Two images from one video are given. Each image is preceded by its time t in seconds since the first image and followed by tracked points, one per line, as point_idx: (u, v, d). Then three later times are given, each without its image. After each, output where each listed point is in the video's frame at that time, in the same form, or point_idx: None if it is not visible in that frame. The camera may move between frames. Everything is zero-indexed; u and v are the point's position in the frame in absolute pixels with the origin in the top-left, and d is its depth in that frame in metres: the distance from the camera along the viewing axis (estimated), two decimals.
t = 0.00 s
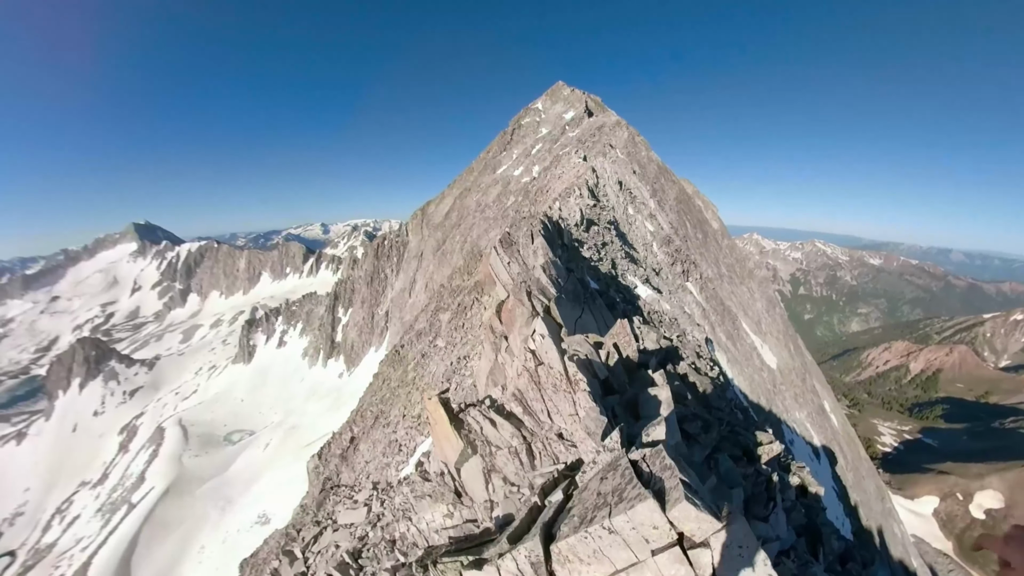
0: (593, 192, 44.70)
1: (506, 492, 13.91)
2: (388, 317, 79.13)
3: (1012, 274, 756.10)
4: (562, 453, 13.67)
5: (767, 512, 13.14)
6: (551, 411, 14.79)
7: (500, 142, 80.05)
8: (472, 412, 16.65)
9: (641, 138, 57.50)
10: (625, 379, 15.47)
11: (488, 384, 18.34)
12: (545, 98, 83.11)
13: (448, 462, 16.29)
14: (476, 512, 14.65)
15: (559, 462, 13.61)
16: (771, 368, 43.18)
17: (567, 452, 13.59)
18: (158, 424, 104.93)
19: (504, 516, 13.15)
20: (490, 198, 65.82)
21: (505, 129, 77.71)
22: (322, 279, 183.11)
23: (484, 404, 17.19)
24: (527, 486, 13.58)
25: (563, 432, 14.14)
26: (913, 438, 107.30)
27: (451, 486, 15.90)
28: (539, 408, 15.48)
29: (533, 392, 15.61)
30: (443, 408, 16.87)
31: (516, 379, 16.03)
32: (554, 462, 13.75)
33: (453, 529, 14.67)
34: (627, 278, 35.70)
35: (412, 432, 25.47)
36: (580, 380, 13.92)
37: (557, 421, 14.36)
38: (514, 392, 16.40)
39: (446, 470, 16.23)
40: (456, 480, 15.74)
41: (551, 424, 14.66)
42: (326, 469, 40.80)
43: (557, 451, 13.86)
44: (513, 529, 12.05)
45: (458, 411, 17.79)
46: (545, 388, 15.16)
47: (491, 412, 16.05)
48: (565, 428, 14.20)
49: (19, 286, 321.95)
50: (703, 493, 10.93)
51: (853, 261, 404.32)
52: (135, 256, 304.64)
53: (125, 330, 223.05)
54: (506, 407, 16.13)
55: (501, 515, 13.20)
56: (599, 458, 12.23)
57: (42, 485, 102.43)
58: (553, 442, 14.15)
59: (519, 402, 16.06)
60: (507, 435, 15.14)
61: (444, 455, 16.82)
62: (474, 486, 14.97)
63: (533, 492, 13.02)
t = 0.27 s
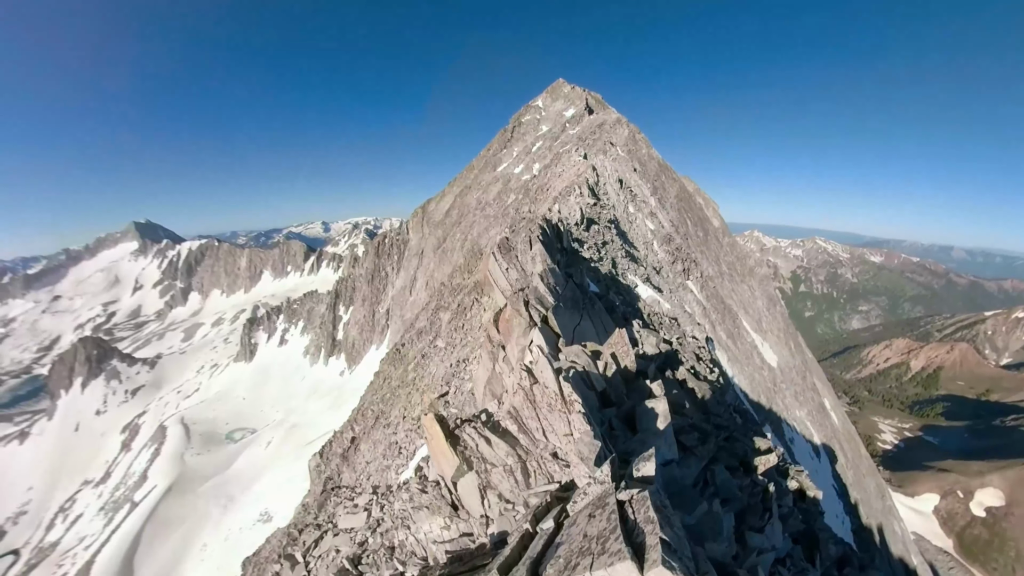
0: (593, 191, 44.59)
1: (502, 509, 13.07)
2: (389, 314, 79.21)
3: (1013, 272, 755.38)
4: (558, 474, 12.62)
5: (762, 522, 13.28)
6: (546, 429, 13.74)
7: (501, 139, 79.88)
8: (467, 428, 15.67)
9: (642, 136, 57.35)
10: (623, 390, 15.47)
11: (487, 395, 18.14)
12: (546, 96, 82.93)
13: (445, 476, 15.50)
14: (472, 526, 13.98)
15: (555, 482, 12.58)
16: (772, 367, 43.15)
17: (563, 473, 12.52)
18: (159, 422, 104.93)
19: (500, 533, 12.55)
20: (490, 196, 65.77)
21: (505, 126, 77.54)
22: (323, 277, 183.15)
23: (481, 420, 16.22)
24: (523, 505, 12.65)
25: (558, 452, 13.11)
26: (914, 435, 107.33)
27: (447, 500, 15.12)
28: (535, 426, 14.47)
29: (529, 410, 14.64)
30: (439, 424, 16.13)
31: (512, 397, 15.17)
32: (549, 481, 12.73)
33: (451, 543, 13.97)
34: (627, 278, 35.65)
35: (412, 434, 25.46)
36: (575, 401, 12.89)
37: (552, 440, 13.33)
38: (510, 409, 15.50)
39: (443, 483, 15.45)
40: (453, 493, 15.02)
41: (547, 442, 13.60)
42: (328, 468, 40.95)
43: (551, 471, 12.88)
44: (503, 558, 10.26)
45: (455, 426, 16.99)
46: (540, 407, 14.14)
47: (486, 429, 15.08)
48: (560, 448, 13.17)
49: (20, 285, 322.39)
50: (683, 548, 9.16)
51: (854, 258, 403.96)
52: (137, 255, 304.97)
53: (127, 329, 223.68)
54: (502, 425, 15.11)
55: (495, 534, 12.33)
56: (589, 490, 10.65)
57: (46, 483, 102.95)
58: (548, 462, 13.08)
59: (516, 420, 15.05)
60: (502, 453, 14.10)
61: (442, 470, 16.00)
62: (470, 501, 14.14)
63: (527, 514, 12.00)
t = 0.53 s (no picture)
0: (594, 190, 44.48)
1: (494, 516, 12.65)
2: (390, 313, 79.19)
3: (1014, 270, 754.08)
4: (549, 481, 12.17)
5: (759, 527, 13.22)
6: (539, 436, 13.28)
7: (501, 138, 79.71)
8: (459, 434, 15.28)
9: (642, 134, 57.20)
10: (620, 395, 15.40)
11: (483, 399, 17.97)
12: (547, 94, 82.73)
13: (439, 481, 15.18)
14: (465, 531, 13.64)
15: (548, 489, 12.05)
16: (772, 366, 43.07)
17: (554, 481, 12.06)
18: (161, 421, 105.03)
19: (491, 539, 12.01)
20: (491, 195, 65.68)
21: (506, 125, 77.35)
22: (324, 276, 183.08)
23: (475, 426, 15.82)
24: (514, 512, 12.18)
25: (551, 459, 12.60)
26: (915, 433, 107.17)
27: (441, 505, 14.83)
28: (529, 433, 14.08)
29: (522, 417, 14.24)
30: (433, 430, 15.89)
31: (504, 403, 14.74)
32: (541, 488, 12.26)
33: (444, 548, 13.69)
34: (627, 278, 35.60)
35: (411, 435, 25.43)
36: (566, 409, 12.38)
37: (544, 447, 12.83)
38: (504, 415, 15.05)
39: (437, 488, 15.13)
40: (448, 498, 14.72)
41: (540, 449, 13.14)
42: (329, 467, 40.96)
43: (544, 478, 12.31)
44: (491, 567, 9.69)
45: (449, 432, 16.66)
46: (533, 414, 13.70)
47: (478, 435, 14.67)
48: (553, 455, 12.65)
49: (22, 285, 322.98)
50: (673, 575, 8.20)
51: (856, 256, 403.13)
52: (138, 254, 305.17)
53: (129, 328, 224.03)
54: (496, 431, 14.70)
55: (486, 541, 11.95)
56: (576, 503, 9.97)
57: (48, 483, 103.37)
58: (540, 469, 12.59)
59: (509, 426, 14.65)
60: (494, 460, 13.66)
61: (436, 475, 15.70)
62: (463, 506, 13.79)
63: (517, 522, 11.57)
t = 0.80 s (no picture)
0: (595, 190, 44.29)
1: (488, 519, 12.31)
2: (391, 313, 79.05)
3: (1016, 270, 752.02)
4: (545, 482, 11.80)
5: (762, 530, 13.01)
6: (535, 436, 12.94)
7: (503, 138, 79.54)
8: (454, 434, 14.98)
9: (644, 134, 56.98)
10: (619, 394, 15.18)
11: (481, 398, 17.75)
12: (548, 94, 82.51)
13: (435, 482, 14.86)
14: (460, 533, 13.31)
15: (544, 491, 11.70)
16: (774, 366, 42.82)
17: (550, 482, 11.70)
18: (163, 421, 105.01)
19: (486, 544, 11.62)
20: (493, 195, 65.50)
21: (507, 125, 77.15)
22: (325, 276, 182.96)
23: (471, 426, 15.49)
24: (509, 514, 11.85)
25: (547, 459, 12.23)
26: (917, 434, 106.75)
27: (437, 506, 14.53)
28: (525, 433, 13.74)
29: (518, 416, 13.87)
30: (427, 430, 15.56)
31: (499, 403, 14.38)
32: (537, 490, 11.89)
33: (439, 551, 13.39)
34: (629, 277, 35.42)
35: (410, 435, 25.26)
36: (563, 409, 12.08)
37: (541, 447, 12.49)
38: (499, 415, 14.70)
39: (433, 489, 14.81)
40: (444, 499, 14.43)
41: (536, 450, 12.81)
42: (329, 467, 40.76)
43: (540, 480, 11.97)
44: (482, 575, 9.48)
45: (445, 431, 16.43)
46: (529, 414, 13.35)
47: (473, 435, 14.36)
48: (549, 455, 12.30)
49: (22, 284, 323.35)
50: None
51: (857, 256, 402.18)
52: (140, 254, 305.09)
53: (130, 328, 224.25)
54: (491, 431, 14.38)
55: (480, 543, 11.63)
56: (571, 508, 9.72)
57: (49, 482, 103.65)
58: (536, 470, 12.24)
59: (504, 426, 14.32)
60: (490, 461, 13.35)
61: (432, 476, 15.41)
62: (459, 508, 13.49)
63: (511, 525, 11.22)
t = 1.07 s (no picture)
0: (595, 189, 43.88)
1: (476, 526, 11.79)
2: (392, 315, 78.67)
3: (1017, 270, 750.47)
4: (537, 488, 11.34)
5: (768, 537, 12.53)
6: (527, 438, 12.46)
7: (503, 139, 79.21)
8: (441, 435, 14.40)
9: (645, 134, 56.56)
10: (619, 394, 14.67)
11: (474, 397, 17.30)
12: (548, 95, 82.14)
13: (421, 486, 14.27)
14: (448, 540, 12.82)
15: (536, 497, 11.19)
16: (776, 366, 42.34)
17: (542, 488, 11.23)
18: (164, 422, 103.93)
19: (471, 553, 11.10)
20: (493, 195, 65.09)
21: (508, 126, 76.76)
22: (326, 277, 182.60)
23: (459, 427, 14.96)
24: (497, 522, 11.35)
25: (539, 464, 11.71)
26: (919, 434, 106.12)
27: (424, 511, 13.94)
28: (516, 435, 13.24)
29: (508, 417, 13.34)
30: (413, 431, 15.04)
31: (489, 403, 13.83)
32: (528, 496, 11.43)
33: (424, 559, 12.86)
34: (629, 276, 34.98)
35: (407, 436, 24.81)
36: (556, 409, 11.56)
37: (533, 451, 11.98)
38: (489, 415, 14.18)
39: (419, 493, 14.26)
40: (430, 503, 13.87)
41: (527, 454, 12.35)
42: (327, 469, 40.28)
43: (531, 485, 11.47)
44: None
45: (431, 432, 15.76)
46: (520, 414, 12.84)
47: (461, 437, 13.83)
48: (541, 460, 11.76)
49: (23, 286, 322.86)
50: None
51: (858, 257, 401.34)
52: (141, 256, 304.92)
53: (131, 329, 224.05)
54: (480, 432, 13.85)
55: (467, 552, 11.13)
56: (563, 520, 9.22)
57: (50, 484, 103.43)
58: (528, 474, 11.77)
59: (494, 426, 13.79)
60: (478, 464, 12.83)
61: (417, 479, 14.83)
62: (446, 513, 12.98)
63: (500, 533, 10.76)
